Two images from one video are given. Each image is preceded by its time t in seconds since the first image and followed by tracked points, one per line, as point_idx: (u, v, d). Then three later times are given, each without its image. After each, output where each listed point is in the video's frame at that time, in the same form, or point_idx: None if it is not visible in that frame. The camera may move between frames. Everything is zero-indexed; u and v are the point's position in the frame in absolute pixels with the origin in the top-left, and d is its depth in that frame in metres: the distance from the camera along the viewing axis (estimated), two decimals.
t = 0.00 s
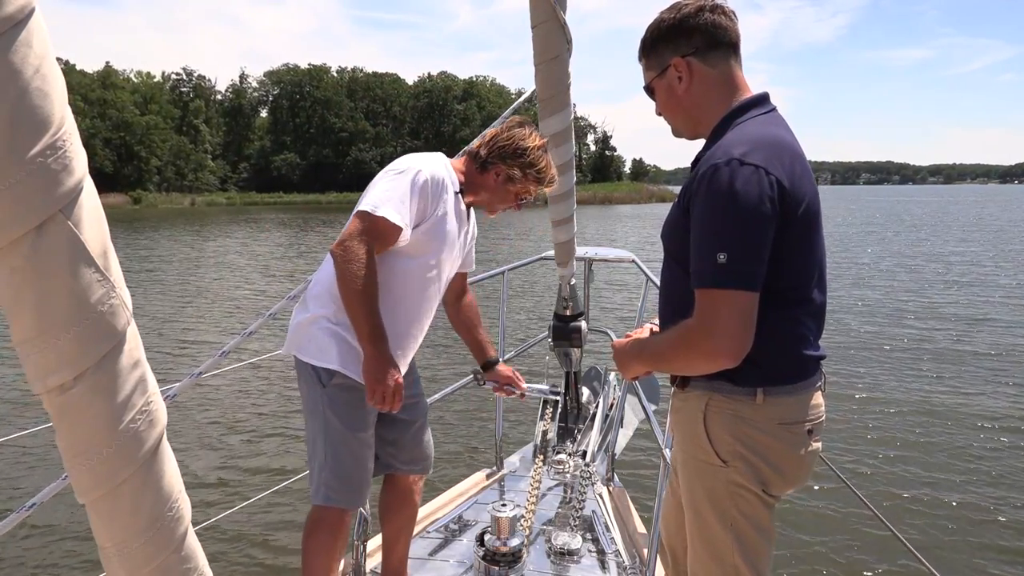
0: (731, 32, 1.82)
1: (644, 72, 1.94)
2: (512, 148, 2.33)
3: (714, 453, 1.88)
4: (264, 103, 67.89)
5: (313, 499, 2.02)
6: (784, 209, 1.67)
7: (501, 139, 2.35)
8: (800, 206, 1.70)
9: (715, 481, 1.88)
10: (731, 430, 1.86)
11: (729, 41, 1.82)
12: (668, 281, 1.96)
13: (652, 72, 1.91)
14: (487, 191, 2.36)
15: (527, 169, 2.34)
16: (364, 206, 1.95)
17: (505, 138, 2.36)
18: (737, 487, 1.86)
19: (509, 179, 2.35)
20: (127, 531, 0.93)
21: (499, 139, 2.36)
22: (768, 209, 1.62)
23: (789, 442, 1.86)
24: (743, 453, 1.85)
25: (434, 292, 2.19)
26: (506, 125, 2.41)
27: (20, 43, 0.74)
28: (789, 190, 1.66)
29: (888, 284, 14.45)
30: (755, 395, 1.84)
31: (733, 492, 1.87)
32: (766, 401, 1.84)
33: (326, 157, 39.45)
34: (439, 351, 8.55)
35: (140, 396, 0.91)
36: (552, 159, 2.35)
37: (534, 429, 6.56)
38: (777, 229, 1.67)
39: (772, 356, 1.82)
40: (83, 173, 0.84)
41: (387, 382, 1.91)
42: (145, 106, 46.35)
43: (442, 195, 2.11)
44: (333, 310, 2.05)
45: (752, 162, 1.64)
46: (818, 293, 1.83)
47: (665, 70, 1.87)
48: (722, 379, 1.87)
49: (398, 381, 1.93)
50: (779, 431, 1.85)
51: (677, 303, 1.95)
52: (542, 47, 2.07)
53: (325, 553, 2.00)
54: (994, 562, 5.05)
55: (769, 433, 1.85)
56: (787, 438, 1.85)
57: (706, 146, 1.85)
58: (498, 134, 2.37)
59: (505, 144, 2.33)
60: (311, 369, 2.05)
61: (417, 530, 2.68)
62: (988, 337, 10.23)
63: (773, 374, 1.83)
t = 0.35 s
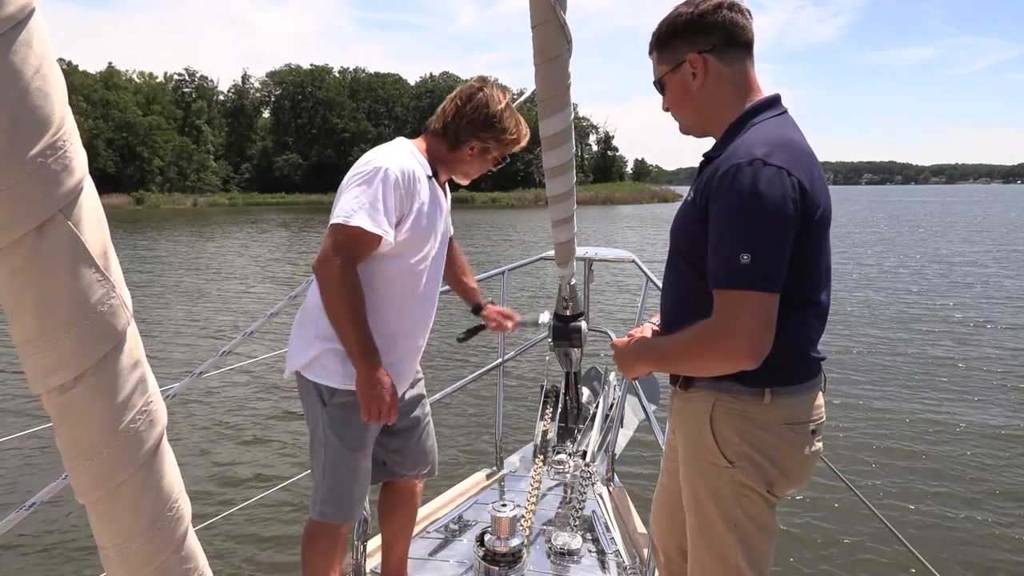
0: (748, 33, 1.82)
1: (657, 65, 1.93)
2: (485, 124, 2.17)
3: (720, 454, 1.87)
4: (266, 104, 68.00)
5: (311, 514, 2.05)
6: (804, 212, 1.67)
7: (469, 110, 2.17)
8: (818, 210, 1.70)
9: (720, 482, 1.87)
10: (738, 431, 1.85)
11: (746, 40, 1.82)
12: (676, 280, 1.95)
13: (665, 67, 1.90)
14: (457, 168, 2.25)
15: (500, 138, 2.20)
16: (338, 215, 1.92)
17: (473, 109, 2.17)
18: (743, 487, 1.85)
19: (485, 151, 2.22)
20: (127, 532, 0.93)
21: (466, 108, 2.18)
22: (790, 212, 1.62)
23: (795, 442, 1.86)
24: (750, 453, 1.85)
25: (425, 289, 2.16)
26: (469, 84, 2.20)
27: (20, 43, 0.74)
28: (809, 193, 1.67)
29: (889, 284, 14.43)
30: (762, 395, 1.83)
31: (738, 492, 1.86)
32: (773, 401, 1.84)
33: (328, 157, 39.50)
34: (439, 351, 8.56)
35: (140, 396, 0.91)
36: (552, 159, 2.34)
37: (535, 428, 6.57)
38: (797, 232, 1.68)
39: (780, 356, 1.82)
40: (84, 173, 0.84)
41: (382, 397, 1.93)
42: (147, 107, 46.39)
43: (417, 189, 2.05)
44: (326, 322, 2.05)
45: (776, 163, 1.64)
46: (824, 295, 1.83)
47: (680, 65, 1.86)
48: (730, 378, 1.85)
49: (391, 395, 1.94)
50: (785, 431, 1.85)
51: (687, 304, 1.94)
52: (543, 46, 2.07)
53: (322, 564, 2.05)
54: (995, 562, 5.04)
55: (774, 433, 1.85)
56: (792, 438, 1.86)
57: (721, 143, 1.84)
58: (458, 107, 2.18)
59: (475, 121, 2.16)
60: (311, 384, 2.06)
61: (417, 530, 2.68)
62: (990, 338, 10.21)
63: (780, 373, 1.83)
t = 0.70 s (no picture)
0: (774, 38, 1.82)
1: (674, 49, 1.90)
2: (429, 88, 2.08)
3: (729, 455, 1.87)
4: (268, 103, 67.95)
5: (303, 527, 2.05)
6: (824, 212, 1.67)
7: (408, 77, 2.07)
8: (833, 209, 1.70)
9: (729, 483, 1.87)
10: (749, 433, 1.85)
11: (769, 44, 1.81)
12: (681, 278, 1.92)
13: (684, 53, 1.87)
14: (410, 138, 2.17)
15: (446, 99, 2.13)
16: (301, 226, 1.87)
17: (412, 75, 2.07)
18: (751, 488, 1.85)
19: (434, 115, 2.14)
20: (127, 532, 0.93)
21: (403, 76, 2.07)
22: (813, 213, 1.61)
23: (804, 445, 1.87)
24: (760, 454, 1.84)
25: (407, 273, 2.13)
26: (398, 49, 2.08)
27: (20, 43, 0.74)
28: (828, 192, 1.67)
29: (891, 285, 14.41)
30: (774, 395, 1.83)
31: (746, 494, 1.86)
32: (784, 401, 1.84)
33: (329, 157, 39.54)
34: (440, 351, 8.57)
35: (140, 396, 0.91)
36: (552, 158, 2.34)
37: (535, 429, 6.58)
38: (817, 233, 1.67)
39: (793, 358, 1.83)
40: (84, 173, 0.84)
41: (405, 394, 1.87)
42: (149, 107, 46.47)
43: (371, 175, 2.00)
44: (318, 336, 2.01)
45: (797, 163, 1.63)
46: (831, 297, 1.84)
47: (700, 54, 1.84)
48: (742, 380, 1.85)
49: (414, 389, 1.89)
50: (796, 433, 1.85)
51: (691, 304, 1.92)
52: (543, 45, 2.07)
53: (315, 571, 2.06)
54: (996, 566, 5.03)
55: (785, 434, 1.85)
56: (802, 440, 1.86)
57: (731, 141, 1.82)
58: (395, 75, 2.08)
59: (418, 87, 2.06)
60: (308, 402, 2.03)
61: (417, 530, 2.68)
62: (992, 339, 10.19)
63: (791, 374, 1.83)
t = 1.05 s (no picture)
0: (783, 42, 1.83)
1: (683, 39, 1.87)
2: (384, 79, 1.96)
3: (742, 458, 1.86)
4: (269, 103, 68.09)
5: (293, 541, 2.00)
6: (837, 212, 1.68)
7: (359, 70, 1.95)
8: (843, 210, 1.71)
9: (742, 487, 1.86)
10: (762, 435, 1.84)
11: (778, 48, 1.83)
12: (684, 278, 1.90)
13: (695, 45, 1.84)
14: (371, 134, 2.05)
15: (403, 90, 2.00)
16: (255, 238, 1.76)
17: (363, 68, 1.95)
18: (762, 489, 1.85)
19: (393, 108, 2.02)
20: (126, 532, 0.93)
21: (354, 69, 1.95)
22: (831, 211, 1.62)
23: (814, 445, 1.87)
24: (774, 455, 1.84)
25: (376, 284, 2.00)
26: (345, 42, 1.96)
27: (20, 43, 0.74)
28: (841, 193, 1.68)
29: (891, 285, 14.42)
30: (787, 396, 1.83)
31: (757, 495, 1.85)
32: (796, 401, 1.84)
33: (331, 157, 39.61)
34: (441, 350, 8.59)
35: (140, 396, 0.91)
36: (552, 158, 2.34)
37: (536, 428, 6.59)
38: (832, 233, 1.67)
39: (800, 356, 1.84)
40: (84, 173, 0.84)
41: (365, 421, 1.75)
42: (152, 107, 46.57)
43: (331, 182, 1.87)
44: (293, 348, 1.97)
45: (814, 162, 1.63)
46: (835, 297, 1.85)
47: (711, 48, 1.82)
48: (755, 382, 1.84)
49: (376, 414, 1.77)
50: (807, 433, 1.85)
51: (695, 305, 1.90)
52: (544, 44, 2.07)
53: None
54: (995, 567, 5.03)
55: (797, 435, 1.85)
56: (813, 441, 1.86)
57: (736, 139, 1.81)
58: (346, 69, 1.96)
59: (372, 79, 1.94)
60: (286, 416, 1.96)
61: (417, 530, 2.68)
62: (992, 339, 10.20)
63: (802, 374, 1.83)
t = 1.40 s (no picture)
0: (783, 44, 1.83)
1: (684, 35, 1.86)
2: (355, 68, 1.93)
3: (744, 459, 1.85)
4: (270, 104, 68.10)
5: (289, 545, 1.99)
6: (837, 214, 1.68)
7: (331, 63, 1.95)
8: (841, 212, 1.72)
9: (744, 489, 1.85)
10: (764, 436, 1.84)
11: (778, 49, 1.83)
12: (684, 279, 1.89)
13: (697, 42, 1.83)
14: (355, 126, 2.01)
15: (371, 70, 1.94)
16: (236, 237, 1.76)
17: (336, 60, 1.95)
18: (763, 491, 1.84)
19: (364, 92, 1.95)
20: (127, 531, 0.93)
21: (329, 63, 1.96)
22: (834, 212, 1.61)
23: (814, 445, 1.88)
24: (775, 456, 1.84)
25: (360, 296, 1.97)
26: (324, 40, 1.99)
27: (20, 44, 0.74)
28: (842, 195, 1.68)
29: (892, 285, 14.41)
30: (787, 398, 1.83)
31: (760, 497, 1.85)
32: (796, 403, 1.85)
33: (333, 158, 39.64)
34: (442, 350, 8.60)
35: (140, 396, 0.91)
36: (552, 159, 2.34)
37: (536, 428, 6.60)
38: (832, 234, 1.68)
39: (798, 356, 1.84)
40: (83, 174, 0.84)
41: (293, 450, 1.76)
42: (153, 107, 46.64)
43: (316, 182, 1.85)
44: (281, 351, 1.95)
45: (816, 162, 1.63)
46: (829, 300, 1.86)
47: (712, 47, 1.82)
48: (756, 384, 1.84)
49: (310, 446, 1.78)
50: (807, 434, 1.86)
51: (694, 305, 1.89)
52: (544, 44, 2.07)
53: None
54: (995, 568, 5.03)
55: (798, 436, 1.85)
56: (813, 442, 1.87)
57: (733, 140, 1.81)
58: (319, 64, 1.99)
59: (333, 63, 1.94)
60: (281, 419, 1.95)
61: (416, 531, 2.68)
62: (992, 340, 10.20)
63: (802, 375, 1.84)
